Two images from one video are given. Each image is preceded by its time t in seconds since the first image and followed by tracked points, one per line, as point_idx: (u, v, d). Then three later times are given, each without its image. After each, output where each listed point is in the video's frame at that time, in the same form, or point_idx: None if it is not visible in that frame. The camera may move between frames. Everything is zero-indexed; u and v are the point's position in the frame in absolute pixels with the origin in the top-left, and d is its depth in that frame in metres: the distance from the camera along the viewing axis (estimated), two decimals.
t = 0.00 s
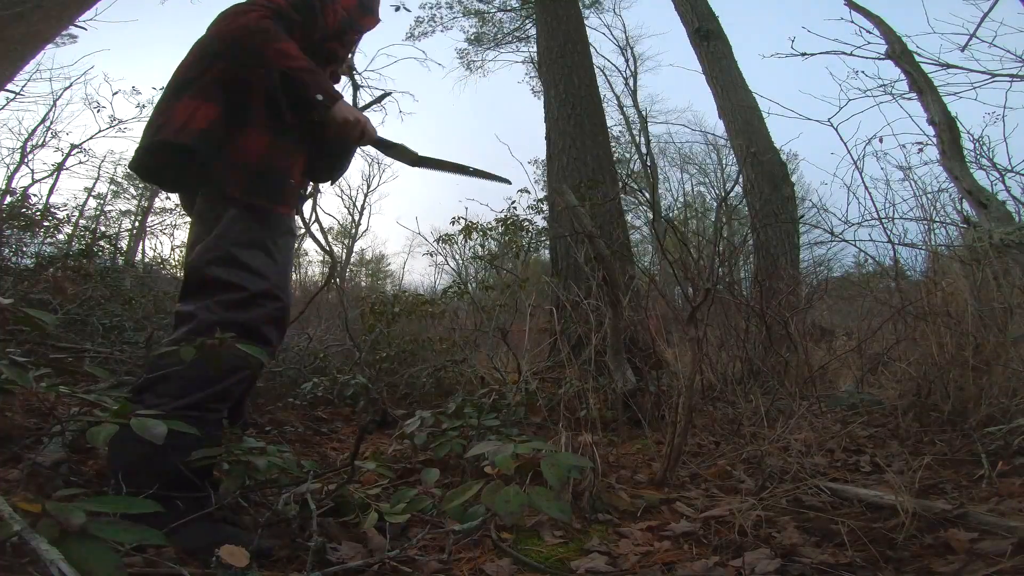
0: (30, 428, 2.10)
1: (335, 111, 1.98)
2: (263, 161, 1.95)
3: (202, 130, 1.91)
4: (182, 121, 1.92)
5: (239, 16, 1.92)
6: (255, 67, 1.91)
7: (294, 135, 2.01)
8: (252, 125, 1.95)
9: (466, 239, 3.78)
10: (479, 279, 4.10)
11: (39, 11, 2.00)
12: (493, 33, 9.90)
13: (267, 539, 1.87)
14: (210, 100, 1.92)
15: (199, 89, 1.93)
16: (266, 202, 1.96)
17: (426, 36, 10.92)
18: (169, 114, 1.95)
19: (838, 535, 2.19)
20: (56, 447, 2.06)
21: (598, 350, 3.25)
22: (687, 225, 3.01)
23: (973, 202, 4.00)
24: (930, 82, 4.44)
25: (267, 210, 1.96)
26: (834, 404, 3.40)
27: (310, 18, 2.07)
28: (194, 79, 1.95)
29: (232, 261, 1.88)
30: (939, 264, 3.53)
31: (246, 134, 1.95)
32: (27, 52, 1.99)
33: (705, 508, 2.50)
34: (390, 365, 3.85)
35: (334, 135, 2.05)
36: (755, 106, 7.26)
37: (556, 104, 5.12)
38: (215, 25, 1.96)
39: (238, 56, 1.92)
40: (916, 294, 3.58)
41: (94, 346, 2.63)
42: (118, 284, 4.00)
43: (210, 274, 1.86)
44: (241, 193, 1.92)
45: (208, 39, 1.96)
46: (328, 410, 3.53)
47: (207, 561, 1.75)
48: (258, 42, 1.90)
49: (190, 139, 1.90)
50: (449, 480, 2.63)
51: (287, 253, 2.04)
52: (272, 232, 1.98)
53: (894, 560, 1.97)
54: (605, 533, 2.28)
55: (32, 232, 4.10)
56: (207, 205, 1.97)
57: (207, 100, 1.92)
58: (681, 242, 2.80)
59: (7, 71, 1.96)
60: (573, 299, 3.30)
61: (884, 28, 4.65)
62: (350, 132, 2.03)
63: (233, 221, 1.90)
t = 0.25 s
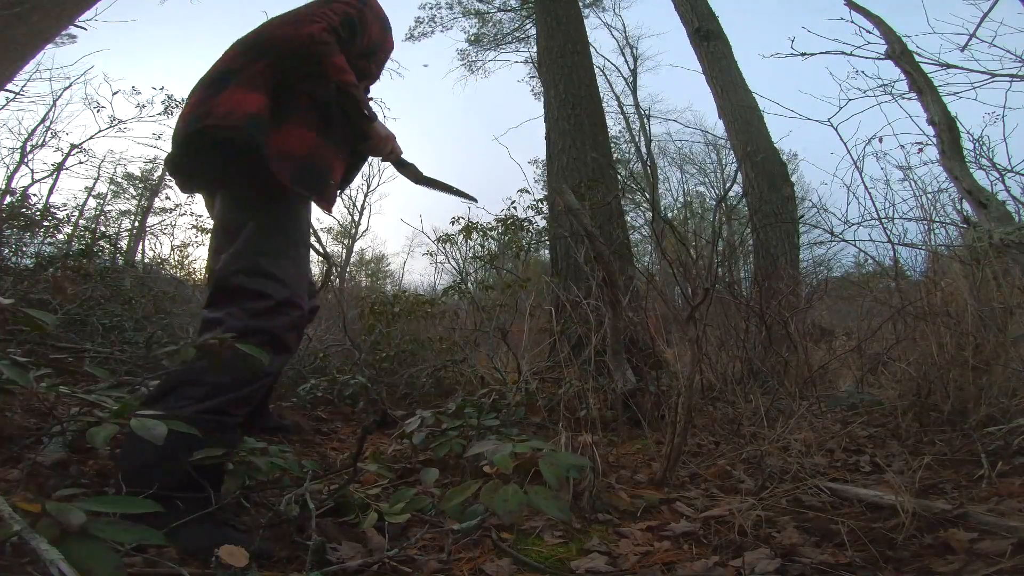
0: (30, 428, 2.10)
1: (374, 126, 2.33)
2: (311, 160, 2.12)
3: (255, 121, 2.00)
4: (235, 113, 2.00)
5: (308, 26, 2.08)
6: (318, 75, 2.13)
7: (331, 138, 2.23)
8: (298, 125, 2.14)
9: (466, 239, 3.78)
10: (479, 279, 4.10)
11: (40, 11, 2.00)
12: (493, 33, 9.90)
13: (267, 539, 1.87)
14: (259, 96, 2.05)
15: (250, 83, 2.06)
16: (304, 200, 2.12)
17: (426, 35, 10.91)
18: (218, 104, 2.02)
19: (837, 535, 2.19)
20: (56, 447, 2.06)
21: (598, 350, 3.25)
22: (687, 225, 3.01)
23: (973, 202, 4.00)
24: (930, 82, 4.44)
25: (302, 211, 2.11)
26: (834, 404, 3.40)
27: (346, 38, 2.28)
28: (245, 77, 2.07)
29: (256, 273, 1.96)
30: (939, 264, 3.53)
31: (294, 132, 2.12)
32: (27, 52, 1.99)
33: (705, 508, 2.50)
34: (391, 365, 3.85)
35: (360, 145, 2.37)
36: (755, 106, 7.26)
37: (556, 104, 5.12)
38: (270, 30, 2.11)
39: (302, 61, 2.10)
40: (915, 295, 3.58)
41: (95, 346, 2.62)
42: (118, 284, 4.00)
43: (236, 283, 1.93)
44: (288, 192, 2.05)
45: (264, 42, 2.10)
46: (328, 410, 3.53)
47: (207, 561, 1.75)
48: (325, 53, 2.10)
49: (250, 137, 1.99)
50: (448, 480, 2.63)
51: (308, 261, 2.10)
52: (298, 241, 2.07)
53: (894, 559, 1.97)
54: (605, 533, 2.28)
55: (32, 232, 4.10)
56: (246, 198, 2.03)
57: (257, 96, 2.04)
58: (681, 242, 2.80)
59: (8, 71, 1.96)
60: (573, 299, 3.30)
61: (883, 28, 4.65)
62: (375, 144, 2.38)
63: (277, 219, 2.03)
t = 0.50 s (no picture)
0: (30, 428, 2.10)
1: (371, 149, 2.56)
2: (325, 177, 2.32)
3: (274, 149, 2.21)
4: (257, 149, 2.22)
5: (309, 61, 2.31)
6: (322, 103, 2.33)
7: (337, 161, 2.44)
8: (314, 149, 2.33)
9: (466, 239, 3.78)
10: (479, 279, 4.11)
11: (40, 11, 2.00)
12: (493, 33, 9.90)
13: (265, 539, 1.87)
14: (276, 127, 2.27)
15: (270, 117, 2.29)
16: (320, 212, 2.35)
17: (426, 35, 10.92)
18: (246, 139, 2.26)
19: (837, 535, 2.19)
20: (56, 447, 2.06)
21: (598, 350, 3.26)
22: (687, 225, 3.01)
23: (973, 201, 4.00)
24: (930, 82, 4.44)
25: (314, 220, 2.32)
26: (833, 403, 3.40)
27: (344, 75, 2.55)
28: (261, 116, 2.29)
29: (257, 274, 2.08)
30: (939, 264, 3.52)
31: (311, 158, 2.32)
32: (27, 52, 1.99)
33: (705, 508, 2.50)
34: (391, 364, 3.86)
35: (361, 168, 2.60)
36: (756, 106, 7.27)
37: (556, 104, 5.12)
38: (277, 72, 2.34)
39: (307, 92, 2.31)
40: (915, 294, 3.59)
41: (95, 346, 2.62)
42: (118, 284, 4.00)
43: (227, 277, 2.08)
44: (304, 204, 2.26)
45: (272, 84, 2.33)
46: (328, 410, 3.53)
47: (206, 561, 1.75)
48: (327, 82, 2.32)
49: (270, 161, 2.19)
50: (448, 479, 2.63)
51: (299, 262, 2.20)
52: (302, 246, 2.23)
53: (894, 559, 1.97)
54: (605, 533, 2.28)
55: (32, 232, 4.09)
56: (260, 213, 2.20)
57: (273, 127, 2.27)
58: (682, 242, 2.79)
59: (9, 71, 1.96)
60: (573, 299, 3.30)
61: (883, 27, 4.65)
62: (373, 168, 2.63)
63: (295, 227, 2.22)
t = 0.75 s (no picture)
0: (29, 428, 2.10)
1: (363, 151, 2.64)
2: (313, 190, 2.50)
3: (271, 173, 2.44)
4: (257, 166, 2.47)
5: (298, 77, 2.47)
6: (312, 115, 2.47)
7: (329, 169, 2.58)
8: (307, 162, 2.50)
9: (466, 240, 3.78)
10: (479, 279, 4.12)
11: (39, 12, 2.00)
12: (493, 33, 9.90)
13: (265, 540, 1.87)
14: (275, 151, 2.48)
15: (271, 140, 2.49)
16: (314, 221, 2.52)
17: (425, 35, 10.90)
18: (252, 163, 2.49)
19: (837, 535, 2.19)
20: (55, 447, 2.06)
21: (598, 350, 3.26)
22: (686, 226, 3.01)
23: (973, 201, 4.00)
24: (930, 82, 4.44)
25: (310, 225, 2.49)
26: (833, 404, 3.40)
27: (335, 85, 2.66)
28: (262, 132, 2.52)
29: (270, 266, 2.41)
30: (938, 264, 3.52)
31: (303, 173, 2.48)
32: (27, 52, 1.99)
33: (705, 508, 2.50)
34: (390, 364, 3.86)
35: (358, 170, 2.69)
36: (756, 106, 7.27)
37: (556, 104, 5.12)
38: (275, 88, 2.54)
39: (298, 107, 2.48)
40: (914, 294, 3.59)
41: (94, 346, 2.62)
42: (118, 284, 4.00)
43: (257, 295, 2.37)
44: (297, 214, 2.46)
45: (271, 100, 2.53)
46: (328, 410, 3.53)
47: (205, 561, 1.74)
48: (314, 96, 2.46)
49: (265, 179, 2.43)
50: (448, 479, 2.63)
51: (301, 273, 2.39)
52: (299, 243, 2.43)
53: (894, 559, 1.97)
54: (605, 533, 2.28)
55: (31, 232, 4.09)
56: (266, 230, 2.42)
57: (271, 150, 2.48)
58: (681, 243, 2.79)
59: (8, 71, 1.96)
60: (573, 299, 3.30)
61: (882, 27, 4.65)
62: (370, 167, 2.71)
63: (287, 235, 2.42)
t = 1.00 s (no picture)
0: (29, 428, 2.10)
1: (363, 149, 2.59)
2: (314, 190, 2.45)
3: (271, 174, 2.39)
4: (258, 168, 2.43)
5: (296, 77, 2.44)
6: (310, 115, 2.43)
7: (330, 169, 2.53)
8: (307, 162, 2.45)
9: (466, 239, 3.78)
10: (479, 279, 4.12)
11: (39, 11, 2.00)
12: (493, 33, 9.91)
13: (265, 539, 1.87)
14: (274, 151, 2.43)
15: (269, 142, 2.45)
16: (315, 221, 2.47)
17: (425, 35, 10.90)
18: (251, 166, 2.45)
19: (837, 535, 2.19)
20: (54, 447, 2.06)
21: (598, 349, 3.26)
22: (687, 226, 3.01)
23: (973, 201, 3.99)
24: (929, 82, 4.44)
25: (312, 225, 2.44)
26: (833, 404, 3.40)
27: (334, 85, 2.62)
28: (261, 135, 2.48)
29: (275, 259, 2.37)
30: (938, 264, 3.52)
31: (303, 173, 2.43)
32: (26, 52, 1.99)
33: (705, 508, 2.50)
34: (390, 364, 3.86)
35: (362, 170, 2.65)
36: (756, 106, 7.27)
37: (556, 104, 5.12)
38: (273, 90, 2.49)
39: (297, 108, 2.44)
40: (914, 294, 3.59)
41: (94, 345, 2.62)
42: (117, 284, 4.00)
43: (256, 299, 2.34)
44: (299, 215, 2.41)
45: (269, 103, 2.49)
46: (328, 410, 3.53)
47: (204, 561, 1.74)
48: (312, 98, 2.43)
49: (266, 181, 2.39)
50: (448, 479, 2.63)
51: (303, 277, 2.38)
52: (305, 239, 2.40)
53: (894, 559, 1.97)
54: (605, 533, 2.28)
55: (31, 232, 4.09)
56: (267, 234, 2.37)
57: (270, 152, 2.43)
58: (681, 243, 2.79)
59: (7, 71, 1.96)
60: (573, 298, 3.30)
61: (882, 27, 4.65)
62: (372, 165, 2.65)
63: (287, 236, 2.37)
